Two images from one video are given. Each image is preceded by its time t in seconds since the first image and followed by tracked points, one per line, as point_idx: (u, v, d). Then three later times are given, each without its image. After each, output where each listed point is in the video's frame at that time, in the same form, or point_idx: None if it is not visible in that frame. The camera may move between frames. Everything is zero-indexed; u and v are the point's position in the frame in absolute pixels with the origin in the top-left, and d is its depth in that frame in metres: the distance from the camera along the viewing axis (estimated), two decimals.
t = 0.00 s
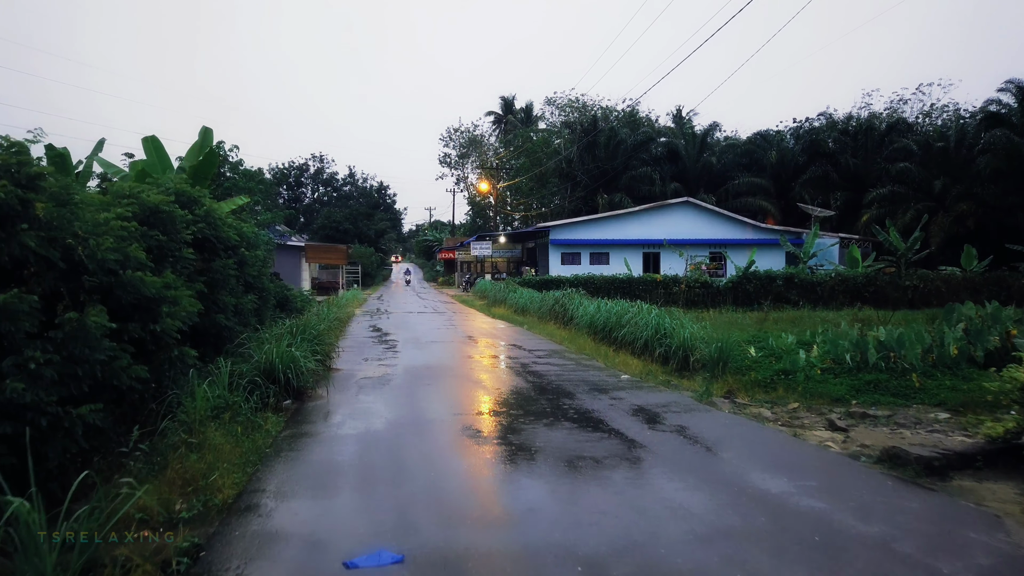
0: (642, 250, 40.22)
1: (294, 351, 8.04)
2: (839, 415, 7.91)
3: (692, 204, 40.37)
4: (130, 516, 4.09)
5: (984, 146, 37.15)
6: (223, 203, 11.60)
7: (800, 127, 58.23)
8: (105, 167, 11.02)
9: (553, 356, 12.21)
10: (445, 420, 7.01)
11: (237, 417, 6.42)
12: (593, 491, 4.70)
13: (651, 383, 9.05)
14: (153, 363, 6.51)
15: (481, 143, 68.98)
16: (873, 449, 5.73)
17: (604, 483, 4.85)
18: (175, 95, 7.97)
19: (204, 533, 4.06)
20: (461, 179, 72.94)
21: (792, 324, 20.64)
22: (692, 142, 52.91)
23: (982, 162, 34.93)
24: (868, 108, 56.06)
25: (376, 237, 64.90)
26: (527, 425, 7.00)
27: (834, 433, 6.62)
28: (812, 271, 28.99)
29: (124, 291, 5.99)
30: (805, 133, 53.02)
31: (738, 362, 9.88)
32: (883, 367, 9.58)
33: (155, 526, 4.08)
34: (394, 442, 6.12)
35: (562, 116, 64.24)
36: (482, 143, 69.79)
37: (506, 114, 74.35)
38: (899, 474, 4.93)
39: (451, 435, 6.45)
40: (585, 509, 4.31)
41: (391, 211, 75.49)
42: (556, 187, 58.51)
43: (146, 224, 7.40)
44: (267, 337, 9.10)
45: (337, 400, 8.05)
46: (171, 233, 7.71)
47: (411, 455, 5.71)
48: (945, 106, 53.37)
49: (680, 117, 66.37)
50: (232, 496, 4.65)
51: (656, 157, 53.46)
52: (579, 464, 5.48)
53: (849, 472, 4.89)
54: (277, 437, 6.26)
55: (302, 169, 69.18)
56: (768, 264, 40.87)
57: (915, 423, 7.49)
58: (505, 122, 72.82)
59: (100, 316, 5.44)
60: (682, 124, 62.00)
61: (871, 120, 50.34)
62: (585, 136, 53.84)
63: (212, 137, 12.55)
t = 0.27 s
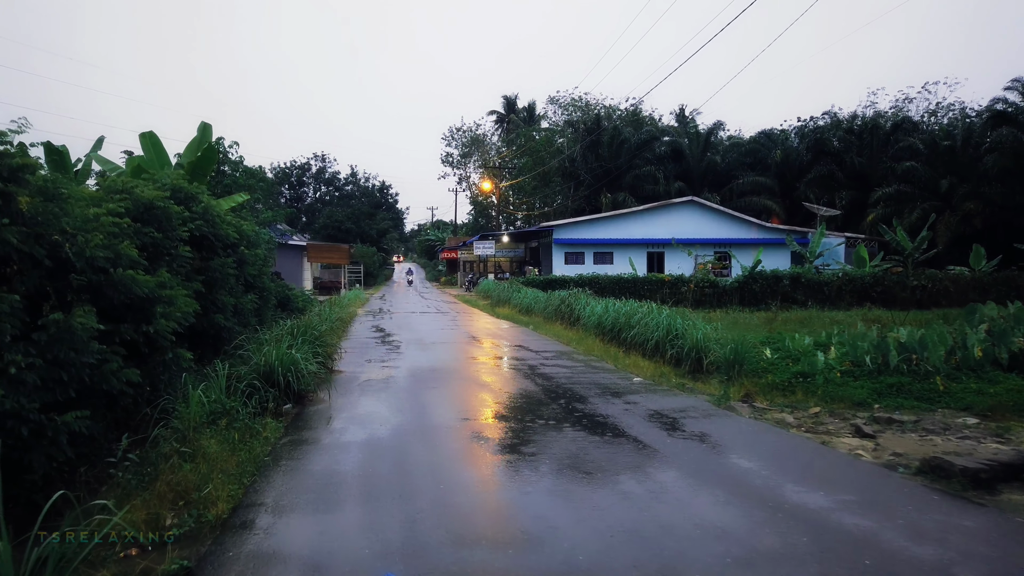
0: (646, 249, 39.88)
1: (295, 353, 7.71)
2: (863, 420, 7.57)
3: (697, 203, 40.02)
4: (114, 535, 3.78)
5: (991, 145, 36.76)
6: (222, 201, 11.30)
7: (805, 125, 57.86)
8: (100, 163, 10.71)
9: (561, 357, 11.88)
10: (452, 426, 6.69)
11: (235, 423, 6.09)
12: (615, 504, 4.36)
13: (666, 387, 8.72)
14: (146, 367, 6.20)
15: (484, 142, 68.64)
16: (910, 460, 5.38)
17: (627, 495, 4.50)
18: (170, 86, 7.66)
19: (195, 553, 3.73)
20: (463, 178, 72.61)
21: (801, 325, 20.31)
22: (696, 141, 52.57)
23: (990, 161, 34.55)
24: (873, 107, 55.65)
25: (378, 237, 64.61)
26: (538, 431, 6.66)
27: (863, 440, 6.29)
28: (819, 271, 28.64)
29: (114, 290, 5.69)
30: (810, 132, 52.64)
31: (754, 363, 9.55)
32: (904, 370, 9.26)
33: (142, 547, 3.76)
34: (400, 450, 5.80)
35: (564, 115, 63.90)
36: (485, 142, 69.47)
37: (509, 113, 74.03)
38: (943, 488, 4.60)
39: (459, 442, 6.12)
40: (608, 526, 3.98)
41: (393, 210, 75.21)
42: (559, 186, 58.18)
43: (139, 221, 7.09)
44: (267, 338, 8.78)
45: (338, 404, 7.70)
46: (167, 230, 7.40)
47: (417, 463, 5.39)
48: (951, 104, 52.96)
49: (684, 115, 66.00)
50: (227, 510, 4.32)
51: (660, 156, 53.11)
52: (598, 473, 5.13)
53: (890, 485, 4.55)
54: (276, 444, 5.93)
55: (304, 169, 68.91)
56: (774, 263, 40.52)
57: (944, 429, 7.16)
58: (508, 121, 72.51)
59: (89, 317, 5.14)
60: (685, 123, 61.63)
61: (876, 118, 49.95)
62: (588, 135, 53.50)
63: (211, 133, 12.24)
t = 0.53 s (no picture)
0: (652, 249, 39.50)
1: (299, 358, 7.36)
2: (894, 428, 7.19)
3: (703, 202, 39.63)
4: (100, 561, 3.49)
5: (1001, 144, 36.28)
6: (223, 199, 10.97)
7: (812, 125, 57.39)
8: (98, 160, 10.40)
9: (572, 360, 11.53)
10: (463, 435, 6.33)
11: (234, 434, 5.75)
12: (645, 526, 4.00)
13: (684, 393, 8.35)
14: (141, 372, 5.88)
15: (488, 142, 68.30)
16: (956, 476, 5.01)
17: (657, 515, 4.15)
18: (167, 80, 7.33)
19: None
20: (467, 179, 72.28)
21: (813, 326, 19.92)
22: (702, 141, 52.17)
23: (1000, 160, 34.07)
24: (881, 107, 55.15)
25: (382, 237, 64.32)
26: (553, 440, 6.29)
27: (900, 453, 5.91)
28: (828, 272, 28.22)
29: (106, 292, 5.38)
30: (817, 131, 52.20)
31: (774, 368, 9.19)
32: (932, 376, 8.87)
33: None
34: (409, 462, 5.44)
35: (569, 114, 63.52)
36: (489, 141, 69.12)
37: (513, 112, 73.68)
38: (1002, 509, 4.22)
39: (471, 453, 5.76)
40: (639, 551, 3.64)
41: (397, 210, 74.90)
42: (565, 185, 57.82)
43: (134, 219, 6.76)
44: (269, 341, 8.43)
45: (342, 410, 7.36)
46: (165, 228, 7.08)
47: (427, 479, 5.04)
48: (960, 103, 52.43)
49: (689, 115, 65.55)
50: (223, 533, 3.99)
51: (665, 155, 52.73)
52: (624, 489, 4.77)
53: (943, 507, 4.18)
54: (277, 456, 5.58)
55: (308, 169, 68.66)
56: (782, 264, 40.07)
57: (981, 438, 6.77)
58: (512, 121, 72.17)
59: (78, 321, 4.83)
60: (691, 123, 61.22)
61: (884, 118, 49.47)
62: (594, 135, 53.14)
63: (213, 129, 11.90)
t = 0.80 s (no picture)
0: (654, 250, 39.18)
1: (295, 363, 7.04)
2: (918, 438, 6.86)
3: (706, 202, 39.31)
4: None
5: (1005, 144, 35.92)
6: (219, 198, 10.65)
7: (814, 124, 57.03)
8: (89, 158, 10.08)
9: (577, 364, 11.20)
10: (469, 446, 5.98)
11: (225, 446, 5.43)
12: (667, 551, 3.67)
13: (697, 400, 8.02)
14: (127, 380, 5.57)
15: (489, 142, 67.97)
16: (996, 493, 4.66)
17: (678, 539, 3.82)
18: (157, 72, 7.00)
19: None
20: (468, 178, 71.98)
21: (820, 328, 19.57)
22: (704, 140, 51.85)
23: (1005, 159, 33.72)
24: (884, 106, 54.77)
25: (382, 237, 64.01)
26: (563, 451, 5.95)
27: (929, 466, 5.58)
28: (833, 273, 27.89)
29: (88, 296, 5.08)
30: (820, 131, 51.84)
31: (789, 373, 8.86)
32: (953, 382, 8.53)
33: None
34: (410, 478, 5.10)
35: (570, 114, 63.20)
36: (490, 141, 68.81)
37: (514, 112, 73.34)
38: None
39: (477, 467, 5.41)
40: None
41: (398, 210, 74.61)
42: (566, 185, 57.50)
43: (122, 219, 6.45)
44: (264, 345, 8.11)
45: (339, 419, 7.02)
46: (155, 228, 6.76)
47: (430, 496, 4.70)
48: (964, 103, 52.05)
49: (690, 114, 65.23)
50: (208, 560, 3.68)
51: (667, 155, 52.40)
52: (641, 507, 4.43)
53: (989, 529, 3.86)
54: (270, 471, 5.24)
55: (308, 168, 68.39)
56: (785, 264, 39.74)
57: (1010, 450, 6.44)
58: (513, 121, 71.82)
59: (57, 328, 4.54)
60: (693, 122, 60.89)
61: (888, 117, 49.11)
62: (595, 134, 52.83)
63: (208, 126, 11.58)
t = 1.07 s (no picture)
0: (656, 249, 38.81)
1: (289, 368, 6.68)
2: (948, 446, 6.50)
3: (708, 201, 38.94)
4: None
5: (1010, 142, 35.58)
6: (212, 196, 10.27)
7: (816, 123, 56.64)
8: (78, 154, 9.72)
9: (584, 367, 10.83)
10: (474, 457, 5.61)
11: (214, 458, 5.10)
12: None
13: (712, 406, 7.66)
14: (110, 387, 5.23)
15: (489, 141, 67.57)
16: None
17: (705, 565, 3.47)
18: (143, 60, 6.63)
19: None
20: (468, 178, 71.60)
21: (828, 328, 19.20)
22: (706, 139, 51.50)
23: (1010, 157, 33.38)
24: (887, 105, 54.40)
25: (382, 237, 63.63)
26: (574, 461, 5.58)
27: (967, 478, 5.21)
28: (838, 273, 27.53)
29: (65, 297, 4.75)
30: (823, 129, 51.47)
31: (805, 377, 8.50)
32: (978, 386, 8.16)
33: None
34: (412, 493, 4.72)
35: (571, 113, 62.81)
36: (490, 140, 68.42)
37: (514, 111, 72.96)
38: None
39: (483, 480, 5.03)
40: None
41: (397, 210, 74.24)
42: (567, 184, 57.15)
43: (105, 216, 6.09)
44: (257, 348, 7.77)
45: (337, 426, 6.63)
46: (141, 225, 6.40)
47: (434, 515, 4.32)
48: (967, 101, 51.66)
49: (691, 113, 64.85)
50: None
51: (669, 154, 52.02)
52: (662, 526, 4.05)
53: None
54: (260, 486, 4.87)
55: (307, 168, 68.01)
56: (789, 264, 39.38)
57: None
58: (513, 120, 71.44)
59: (30, 332, 4.21)
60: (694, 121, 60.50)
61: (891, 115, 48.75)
62: (596, 133, 52.46)
63: (202, 121, 11.21)
